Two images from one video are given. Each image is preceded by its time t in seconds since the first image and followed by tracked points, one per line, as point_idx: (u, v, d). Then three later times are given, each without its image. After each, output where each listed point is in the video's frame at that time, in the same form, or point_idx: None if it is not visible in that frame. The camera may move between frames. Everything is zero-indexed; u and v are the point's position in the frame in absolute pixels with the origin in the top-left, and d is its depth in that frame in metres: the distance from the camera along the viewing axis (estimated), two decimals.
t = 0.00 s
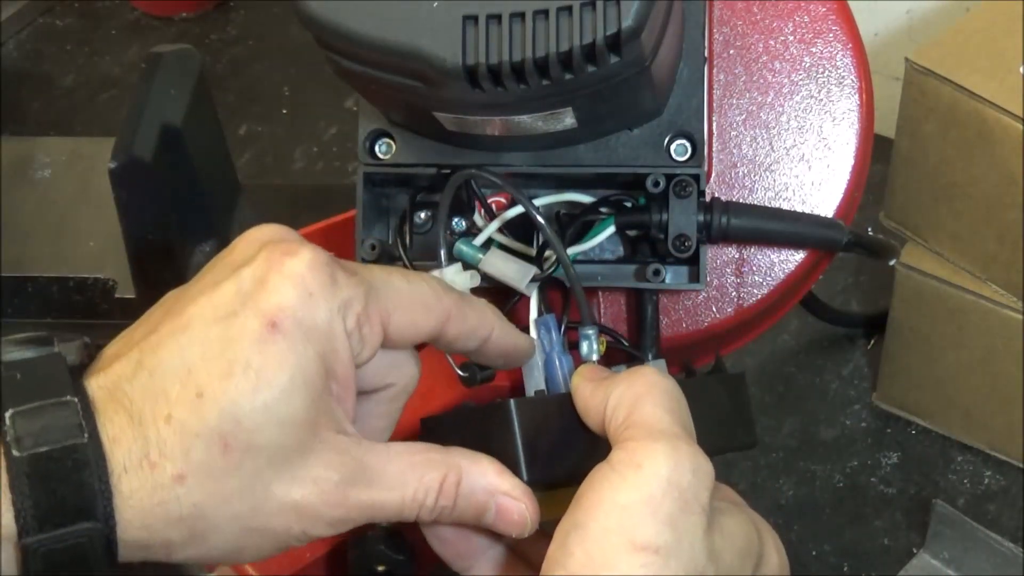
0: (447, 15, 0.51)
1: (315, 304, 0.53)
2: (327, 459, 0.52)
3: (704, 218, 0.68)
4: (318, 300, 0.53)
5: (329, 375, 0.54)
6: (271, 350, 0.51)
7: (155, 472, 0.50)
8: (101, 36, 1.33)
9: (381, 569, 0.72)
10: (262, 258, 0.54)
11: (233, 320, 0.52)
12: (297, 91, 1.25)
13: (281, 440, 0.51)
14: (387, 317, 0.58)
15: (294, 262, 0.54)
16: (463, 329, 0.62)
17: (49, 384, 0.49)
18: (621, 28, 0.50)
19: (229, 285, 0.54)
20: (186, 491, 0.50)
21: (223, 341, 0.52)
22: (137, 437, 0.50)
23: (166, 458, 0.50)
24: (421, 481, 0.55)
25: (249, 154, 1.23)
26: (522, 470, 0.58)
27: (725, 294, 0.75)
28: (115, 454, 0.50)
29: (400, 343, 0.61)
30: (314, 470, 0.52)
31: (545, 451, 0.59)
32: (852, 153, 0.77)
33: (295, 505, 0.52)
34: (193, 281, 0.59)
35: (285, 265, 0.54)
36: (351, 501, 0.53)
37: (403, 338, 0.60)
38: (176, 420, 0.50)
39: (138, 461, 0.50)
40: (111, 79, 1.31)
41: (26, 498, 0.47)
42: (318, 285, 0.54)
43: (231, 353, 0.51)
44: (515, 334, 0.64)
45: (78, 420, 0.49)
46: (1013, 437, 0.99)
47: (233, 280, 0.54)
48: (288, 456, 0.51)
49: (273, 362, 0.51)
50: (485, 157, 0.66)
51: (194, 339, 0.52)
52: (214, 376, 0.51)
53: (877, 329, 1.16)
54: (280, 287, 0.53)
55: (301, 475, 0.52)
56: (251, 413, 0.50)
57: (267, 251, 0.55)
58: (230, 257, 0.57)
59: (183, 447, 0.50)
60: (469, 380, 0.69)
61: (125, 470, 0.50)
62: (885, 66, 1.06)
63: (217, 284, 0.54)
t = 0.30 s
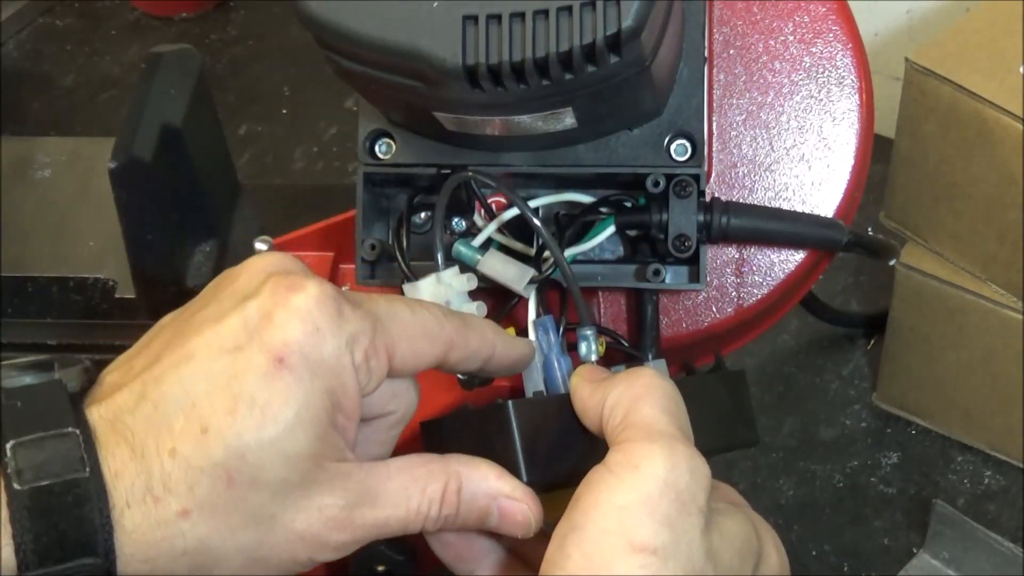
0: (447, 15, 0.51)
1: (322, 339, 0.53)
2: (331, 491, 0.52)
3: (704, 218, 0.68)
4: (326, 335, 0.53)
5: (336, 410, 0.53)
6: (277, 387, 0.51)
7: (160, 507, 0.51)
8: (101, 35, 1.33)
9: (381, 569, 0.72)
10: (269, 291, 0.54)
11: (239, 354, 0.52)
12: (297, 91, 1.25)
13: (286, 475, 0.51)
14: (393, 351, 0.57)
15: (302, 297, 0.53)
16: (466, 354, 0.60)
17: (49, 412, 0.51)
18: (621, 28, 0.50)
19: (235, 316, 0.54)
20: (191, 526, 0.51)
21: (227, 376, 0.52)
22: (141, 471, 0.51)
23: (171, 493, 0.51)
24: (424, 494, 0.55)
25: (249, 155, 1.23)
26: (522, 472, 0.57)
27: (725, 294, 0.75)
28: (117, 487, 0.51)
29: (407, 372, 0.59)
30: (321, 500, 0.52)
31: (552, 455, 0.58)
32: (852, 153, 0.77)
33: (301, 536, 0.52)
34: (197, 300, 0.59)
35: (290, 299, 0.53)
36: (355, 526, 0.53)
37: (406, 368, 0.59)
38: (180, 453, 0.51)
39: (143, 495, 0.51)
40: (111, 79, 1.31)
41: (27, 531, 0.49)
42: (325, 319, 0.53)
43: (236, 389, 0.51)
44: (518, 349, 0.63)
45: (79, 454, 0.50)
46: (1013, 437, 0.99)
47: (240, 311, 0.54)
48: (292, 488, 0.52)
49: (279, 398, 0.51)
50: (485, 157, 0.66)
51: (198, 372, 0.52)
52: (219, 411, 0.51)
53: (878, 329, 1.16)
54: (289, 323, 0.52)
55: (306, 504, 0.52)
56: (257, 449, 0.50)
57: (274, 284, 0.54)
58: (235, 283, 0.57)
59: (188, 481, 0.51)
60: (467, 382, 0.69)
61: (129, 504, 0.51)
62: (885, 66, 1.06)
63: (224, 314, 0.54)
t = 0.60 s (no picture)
0: (447, 15, 0.51)
1: (307, 332, 0.52)
2: (315, 488, 0.52)
3: (704, 218, 0.69)
4: (310, 329, 0.53)
5: (321, 407, 0.53)
6: (260, 384, 0.50)
7: (139, 504, 0.49)
8: (101, 35, 1.33)
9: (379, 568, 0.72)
10: (250, 286, 0.53)
11: (219, 350, 0.51)
12: (297, 91, 1.25)
13: (269, 471, 0.50)
14: (379, 336, 0.58)
15: (284, 290, 0.53)
16: (454, 343, 0.62)
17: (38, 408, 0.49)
18: (621, 28, 0.50)
19: (212, 308, 0.53)
20: (171, 522, 0.50)
21: (207, 371, 0.50)
22: (118, 468, 0.49)
23: (150, 491, 0.49)
24: (411, 495, 0.54)
25: (249, 155, 1.23)
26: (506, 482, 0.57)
27: (725, 294, 0.75)
28: (93, 485, 0.49)
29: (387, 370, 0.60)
30: (304, 498, 0.52)
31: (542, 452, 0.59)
32: (852, 153, 0.77)
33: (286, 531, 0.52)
34: (169, 288, 0.57)
35: (273, 294, 0.53)
36: (341, 521, 0.53)
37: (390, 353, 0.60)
38: (159, 450, 0.49)
39: (121, 494, 0.49)
40: (111, 79, 1.31)
41: None
42: (309, 313, 0.53)
43: (216, 385, 0.50)
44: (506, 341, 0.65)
45: (55, 453, 0.47)
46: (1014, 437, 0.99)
47: (219, 304, 0.53)
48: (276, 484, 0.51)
49: (262, 394, 0.50)
50: (486, 157, 0.66)
51: (177, 366, 0.51)
52: (199, 407, 0.49)
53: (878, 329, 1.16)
54: (271, 317, 0.52)
55: (291, 505, 0.51)
56: (240, 446, 0.49)
57: (254, 278, 0.54)
58: (211, 275, 0.55)
59: (168, 478, 0.49)
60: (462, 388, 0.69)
61: (106, 502, 0.49)
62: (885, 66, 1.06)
63: (200, 306, 0.53)
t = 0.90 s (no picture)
0: (446, 16, 0.51)
1: (243, 168, 0.55)
2: (262, 321, 0.53)
3: (704, 218, 0.69)
4: (247, 163, 0.55)
5: (266, 231, 0.56)
6: (203, 217, 0.53)
7: (90, 340, 0.51)
8: (101, 35, 1.33)
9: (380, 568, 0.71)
10: (188, 133, 0.56)
11: (163, 193, 0.54)
12: (297, 91, 1.25)
13: (215, 302, 0.52)
14: (320, 164, 0.61)
15: (220, 127, 0.56)
16: (406, 161, 0.62)
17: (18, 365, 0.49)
18: (621, 28, 0.50)
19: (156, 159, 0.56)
20: (123, 359, 0.52)
21: (152, 215, 0.53)
22: (68, 307, 0.52)
23: (99, 326, 0.52)
24: (353, 330, 0.56)
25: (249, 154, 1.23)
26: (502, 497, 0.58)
27: (724, 294, 0.75)
28: (47, 326, 0.51)
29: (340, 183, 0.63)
30: (253, 336, 0.53)
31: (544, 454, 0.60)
32: (853, 153, 0.77)
33: (237, 369, 0.53)
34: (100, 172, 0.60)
35: (213, 131, 0.55)
36: (293, 360, 0.54)
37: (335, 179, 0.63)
38: (110, 290, 0.52)
39: (72, 332, 0.51)
40: (111, 79, 1.31)
41: None
42: (244, 149, 0.55)
43: (162, 223, 0.53)
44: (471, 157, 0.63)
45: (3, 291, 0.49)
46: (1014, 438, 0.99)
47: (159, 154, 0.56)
48: (223, 318, 0.53)
49: (207, 228, 0.53)
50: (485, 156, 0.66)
51: (124, 212, 0.54)
52: (147, 247, 0.52)
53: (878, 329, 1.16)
54: (213, 154, 0.54)
55: (240, 334, 0.53)
56: (187, 277, 0.52)
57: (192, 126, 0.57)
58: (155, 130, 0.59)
59: (120, 316, 0.51)
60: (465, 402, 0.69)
61: (58, 340, 0.51)
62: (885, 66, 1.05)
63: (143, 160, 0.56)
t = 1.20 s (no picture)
0: (446, 15, 0.51)
1: (234, 149, 0.56)
2: (268, 291, 0.54)
3: (704, 218, 0.69)
4: (238, 145, 0.56)
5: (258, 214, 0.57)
6: (196, 191, 0.54)
7: (95, 321, 0.52)
8: (101, 35, 1.33)
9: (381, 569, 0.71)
10: (179, 119, 0.57)
11: (155, 173, 0.54)
12: (297, 91, 1.25)
13: (217, 275, 0.53)
14: (314, 165, 0.62)
15: (211, 110, 0.57)
16: (400, 185, 0.64)
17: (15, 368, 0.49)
18: (621, 28, 0.50)
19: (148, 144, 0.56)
20: (129, 336, 0.52)
21: (148, 193, 0.54)
22: (72, 291, 0.52)
23: (104, 307, 0.52)
24: (353, 298, 0.57)
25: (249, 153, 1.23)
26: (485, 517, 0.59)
27: (724, 293, 0.75)
28: (50, 311, 0.51)
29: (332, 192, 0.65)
30: (258, 304, 0.54)
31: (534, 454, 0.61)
32: (852, 153, 0.77)
33: (245, 338, 0.54)
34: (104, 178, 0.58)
35: (206, 114, 0.57)
36: (299, 323, 0.55)
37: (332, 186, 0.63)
38: (111, 271, 0.52)
39: (76, 314, 0.52)
40: (112, 79, 1.31)
41: None
42: (234, 130, 0.56)
43: (159, 200, 0.53)
44: (465, 215, 0.66)
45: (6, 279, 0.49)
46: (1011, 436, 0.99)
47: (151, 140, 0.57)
48: (226, 291, 0.53)
49: (202, 202, 0.53)
50: (484, 157, 0.66)
51: (121, 197, 0.54)
52: (145, 225, 0.53)
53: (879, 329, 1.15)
54: (201, 135, 0.55)
55: (246, 306, 0.54)
56: (187, 252, 0.52)
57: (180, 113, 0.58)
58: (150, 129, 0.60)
59: (123, 293, 0.52)
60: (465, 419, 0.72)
61: (62, 323, 0.51)
62: (885, 66, 1.04)
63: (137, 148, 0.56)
